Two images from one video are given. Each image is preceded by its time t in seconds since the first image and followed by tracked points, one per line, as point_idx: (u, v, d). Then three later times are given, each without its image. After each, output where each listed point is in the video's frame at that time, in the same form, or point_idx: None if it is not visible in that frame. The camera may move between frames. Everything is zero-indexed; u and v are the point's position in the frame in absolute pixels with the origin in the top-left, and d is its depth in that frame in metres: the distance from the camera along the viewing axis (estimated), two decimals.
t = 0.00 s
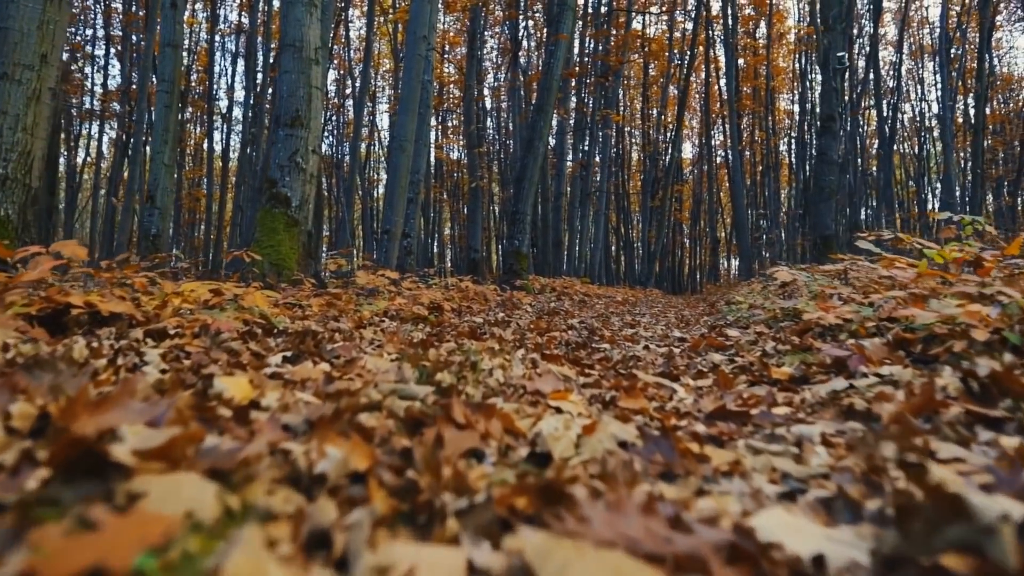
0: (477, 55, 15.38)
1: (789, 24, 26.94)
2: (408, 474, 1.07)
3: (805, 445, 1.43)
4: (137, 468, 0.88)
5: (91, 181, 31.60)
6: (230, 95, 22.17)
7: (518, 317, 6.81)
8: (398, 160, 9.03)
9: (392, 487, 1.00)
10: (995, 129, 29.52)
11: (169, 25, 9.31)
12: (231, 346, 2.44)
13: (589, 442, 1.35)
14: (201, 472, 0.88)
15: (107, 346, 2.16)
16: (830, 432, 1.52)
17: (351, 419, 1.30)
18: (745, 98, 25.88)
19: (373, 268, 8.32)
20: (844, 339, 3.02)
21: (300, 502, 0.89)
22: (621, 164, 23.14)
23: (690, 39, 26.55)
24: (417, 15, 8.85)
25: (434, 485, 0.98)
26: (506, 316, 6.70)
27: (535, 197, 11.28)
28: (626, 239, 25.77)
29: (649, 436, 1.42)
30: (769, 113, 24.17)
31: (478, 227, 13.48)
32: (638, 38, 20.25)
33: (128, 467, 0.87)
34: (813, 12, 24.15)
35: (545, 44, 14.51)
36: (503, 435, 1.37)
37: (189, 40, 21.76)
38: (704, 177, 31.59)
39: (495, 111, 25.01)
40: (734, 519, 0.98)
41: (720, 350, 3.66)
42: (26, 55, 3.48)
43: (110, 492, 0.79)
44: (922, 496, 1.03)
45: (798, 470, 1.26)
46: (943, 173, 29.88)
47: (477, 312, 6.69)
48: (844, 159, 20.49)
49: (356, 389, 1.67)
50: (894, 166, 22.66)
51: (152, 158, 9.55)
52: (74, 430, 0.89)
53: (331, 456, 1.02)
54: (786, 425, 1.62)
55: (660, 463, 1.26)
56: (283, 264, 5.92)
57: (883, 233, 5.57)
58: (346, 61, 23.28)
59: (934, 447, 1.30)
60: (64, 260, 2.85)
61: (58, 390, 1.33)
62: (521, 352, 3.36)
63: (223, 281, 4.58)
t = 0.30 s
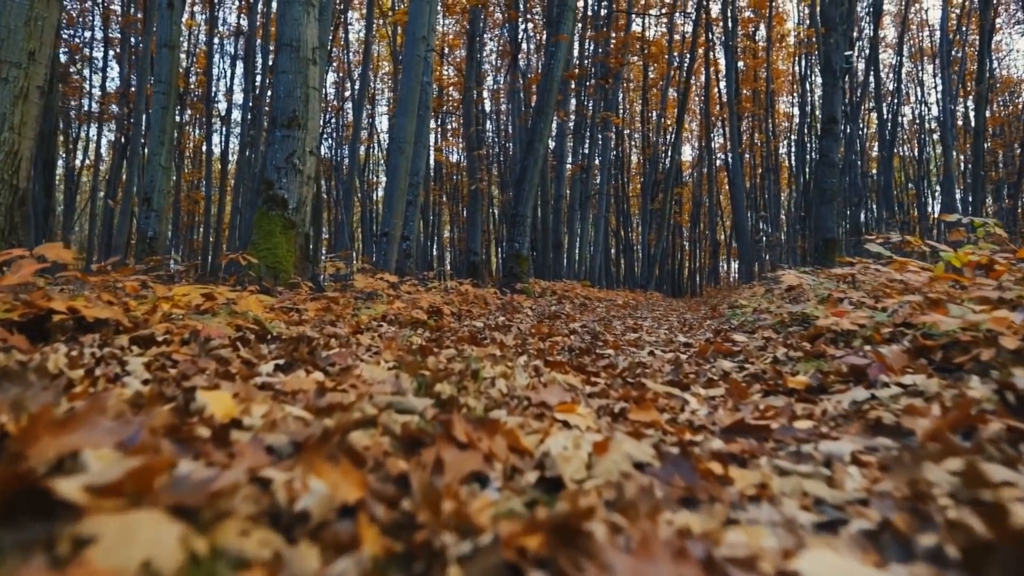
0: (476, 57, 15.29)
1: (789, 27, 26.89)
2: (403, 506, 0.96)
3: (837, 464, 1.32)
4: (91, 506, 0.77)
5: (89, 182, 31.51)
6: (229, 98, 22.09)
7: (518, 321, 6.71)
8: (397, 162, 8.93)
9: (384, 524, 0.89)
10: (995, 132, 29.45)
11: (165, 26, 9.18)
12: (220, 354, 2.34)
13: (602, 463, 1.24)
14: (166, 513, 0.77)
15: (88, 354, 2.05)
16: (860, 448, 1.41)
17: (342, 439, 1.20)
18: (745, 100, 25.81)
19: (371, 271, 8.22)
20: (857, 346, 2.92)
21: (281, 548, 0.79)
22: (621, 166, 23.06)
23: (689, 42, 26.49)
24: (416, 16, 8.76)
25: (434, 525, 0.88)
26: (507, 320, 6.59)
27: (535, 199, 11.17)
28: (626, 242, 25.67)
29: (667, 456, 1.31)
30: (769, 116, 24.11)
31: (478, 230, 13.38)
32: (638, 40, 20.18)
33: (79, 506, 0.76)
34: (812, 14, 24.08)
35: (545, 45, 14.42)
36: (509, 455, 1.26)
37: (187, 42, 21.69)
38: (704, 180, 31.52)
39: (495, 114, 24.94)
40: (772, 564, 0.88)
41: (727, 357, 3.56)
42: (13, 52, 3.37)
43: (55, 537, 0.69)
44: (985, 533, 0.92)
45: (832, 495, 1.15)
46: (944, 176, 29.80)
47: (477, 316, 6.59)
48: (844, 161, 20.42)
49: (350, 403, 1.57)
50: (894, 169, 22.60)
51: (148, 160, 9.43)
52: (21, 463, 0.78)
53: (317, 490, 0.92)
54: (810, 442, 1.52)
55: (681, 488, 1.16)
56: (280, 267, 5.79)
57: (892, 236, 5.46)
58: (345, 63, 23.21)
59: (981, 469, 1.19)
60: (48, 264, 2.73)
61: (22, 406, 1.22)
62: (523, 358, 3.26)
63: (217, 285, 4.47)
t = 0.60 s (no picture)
0: (476, 60, 15.22)
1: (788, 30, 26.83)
2: (398, 548, 0.86)
3: (874, 488, 1.21)
4: (30, 559, 0.67)
5: (88, 185, 31.43)
6: (228, 101, 22.01)
7: (519, 325, 6.61)
8: (396, 164, 8.84)
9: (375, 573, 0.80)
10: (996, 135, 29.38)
11: (162, 27, 9.04)
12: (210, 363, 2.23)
13: (618, 488, 1.14)
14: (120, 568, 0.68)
15: (67, 363, 1.94)
16: (896, 469, 1.31)
17: (333, 465, 1.09)
18: (745, 104, 25.74)
19: (370, 275, 8.11)
20: (874, 353, 2.81)
21: None
22: (621, 170, 22.99)
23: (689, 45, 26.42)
24: (416, 16, 8.64)
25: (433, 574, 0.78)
26: (507, 325, 6.49)
27: (536, 202, 11.07)
28: (626, 245, 25.60)
29: (689, 480, 1.20)
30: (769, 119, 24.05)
31: (477, 233, 13.30)
32: (638, 43, 20.11)
33: (16, 560, 0.66)
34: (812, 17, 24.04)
35: (545, 47, 14.35)
36: (515, 479, 1.16)
37: (186, 45, 21.63)
38: (704, 183, 31.45)
39: (495, 117, 24.89)
40: None
41: (737, 364, 3.45)
42: None
43: None
44: None
45: (875, 526, 1.04)
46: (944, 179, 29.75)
47: (478, 320, 6.48)
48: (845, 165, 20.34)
49: (343, 418, 1.46)
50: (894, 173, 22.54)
51: (145, 162, 9.31)
52: None
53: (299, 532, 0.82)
54: (839, 461, 1.41)
55: (705, 518, 1.05)
56: (277, 271, 5.68)
57: (901, 239, 5.35)
58: (344, 66, 23.16)
59: None
60: (31, 268, 2.61)
61: None
62: (526, 366, 3.15)
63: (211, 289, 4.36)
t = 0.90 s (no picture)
0: (476, 62, 15.15)
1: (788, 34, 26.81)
2: None
3: (918, 516, 1.11)
4: None
5: (87, 189, 31.34)
6: (228, 104, 21.92)
7: (521, 330, 6.49)
8: (396, 167, 8.74)
9: None
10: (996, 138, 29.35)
11: (159, 28, 8.89)
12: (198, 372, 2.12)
13: (638, 520, 1.04)
14: None
15: (45, 375, 1.83)
16: (939, 495, 1.19)
17: (320, 498, 0.99)
18: (745, 107, 25.68)
19: (369, 279, 7.99)
20: (892, 362, 2.69)
21: None
22: (621, 173, 22.93)
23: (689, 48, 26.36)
24: (415, 18, 8.54)
25: None
26: (508, 330, 6.38)
27: (536, 205, 10.96)
28: (626, 249, 25.51)
29: (715, 508, 1.10)
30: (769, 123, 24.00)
31: (477, 237, 13.22)
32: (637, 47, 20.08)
33: None
34: (812, 20, 23.99)
35: (545, 49, 14.27)
36: (523, 506, 1.07)
37: (185, 48, 21.57)
38: (704, 186, 31.39)
39: (495, 120, 24.82)
40: None
41: (747, 372, 3.34)
42: None
43: None
44: None
45: (927, 566, 0.94)
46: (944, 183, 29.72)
47: (479, 326, 6.35)
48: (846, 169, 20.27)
49: (336, 437, 1.35)
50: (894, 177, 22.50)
51: (142, 165, 9.19)
52: None
53: None
54: (873, 484, 1.31)
55: (739, 557, 0.95)
56: (274, 274, 5.59)
57: (910, 242, 5.23)
58: (344, 70, 23.11)
59: None
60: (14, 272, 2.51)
61: None
62: (530, 374, 3.05)
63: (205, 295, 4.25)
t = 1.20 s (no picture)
0: (475, 66, 15.10)
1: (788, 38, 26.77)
2: None
3: (972, 556, 1.00)
4: None
5: (85, 194, 31.23)
6: (227, 108, 21.84)
7: (522, 336, 6.38)
8: (395, 170, 8.65)
9: None
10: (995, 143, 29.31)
11: (157, 30, 8.86)
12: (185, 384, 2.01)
13: (663, 563, 0.95)
14: None
15: (18, 389, 1.72)
16: (994, 526, 1.10)
17: (307, 540, 0.90)
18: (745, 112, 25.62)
19: (368, 284, 7.88)
20: (911, 372, 2.58)
21: None
22: (620, 178, 22.87)
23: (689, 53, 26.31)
24: (415, 19, 8.42)
25: None
26: (509, 335, 6.27)
27: (536, 209, 10.85)
28: (626, 253, 25.44)
29: (748, 549, 1.00)
30: (769, 128, 23.97)
31: (477, 241, 13.13)
32: (637, 51, 20.04)
33: None
34: (812, 24, 23.97)
35: (545, 53, 14.22)
36: (534, 542, 0.98)
37: (184, 52, 21.49)
38: (703, 191, 31.33)
39: (494, 124, 24.76)
40: None
41: (757, 382, 3.23)
42: None
43: None
44: None
45: None
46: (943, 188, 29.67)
47: (479, 331, 6.25)
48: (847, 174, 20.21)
49: (325, 458, 1.26)
50: (894, 181, 22.46)
51: (139, 168, 9.05)
52: None
53: None
54: (914, 510, 1.20)
55: None
56: (271, 279, 5.50)
57: (918, 247, 5.12)
58: (344, 74, 23.07)
59: None
60: None
61: None
62: (533, 383, 2.94)
63: (198, 299, 4.14)
